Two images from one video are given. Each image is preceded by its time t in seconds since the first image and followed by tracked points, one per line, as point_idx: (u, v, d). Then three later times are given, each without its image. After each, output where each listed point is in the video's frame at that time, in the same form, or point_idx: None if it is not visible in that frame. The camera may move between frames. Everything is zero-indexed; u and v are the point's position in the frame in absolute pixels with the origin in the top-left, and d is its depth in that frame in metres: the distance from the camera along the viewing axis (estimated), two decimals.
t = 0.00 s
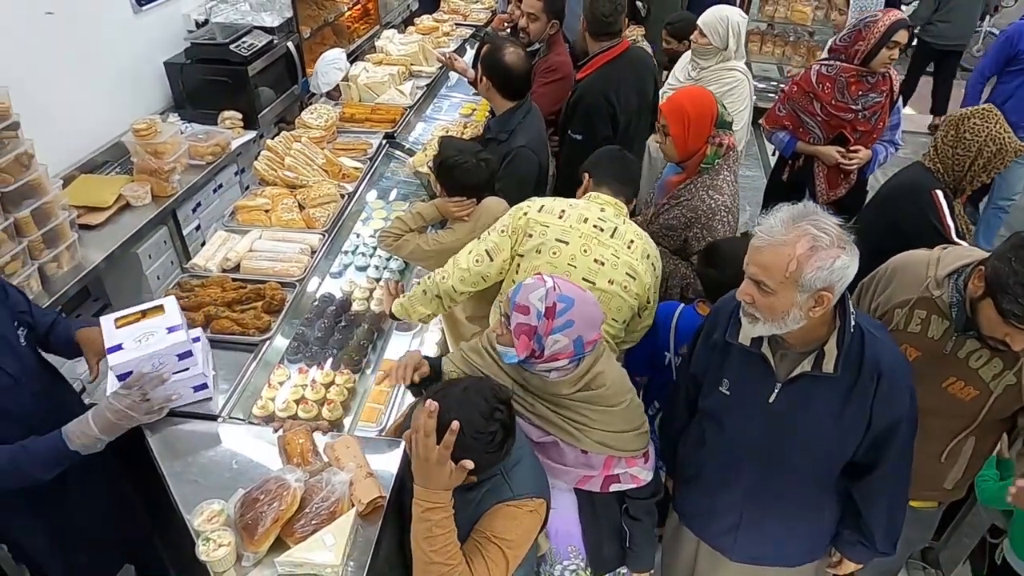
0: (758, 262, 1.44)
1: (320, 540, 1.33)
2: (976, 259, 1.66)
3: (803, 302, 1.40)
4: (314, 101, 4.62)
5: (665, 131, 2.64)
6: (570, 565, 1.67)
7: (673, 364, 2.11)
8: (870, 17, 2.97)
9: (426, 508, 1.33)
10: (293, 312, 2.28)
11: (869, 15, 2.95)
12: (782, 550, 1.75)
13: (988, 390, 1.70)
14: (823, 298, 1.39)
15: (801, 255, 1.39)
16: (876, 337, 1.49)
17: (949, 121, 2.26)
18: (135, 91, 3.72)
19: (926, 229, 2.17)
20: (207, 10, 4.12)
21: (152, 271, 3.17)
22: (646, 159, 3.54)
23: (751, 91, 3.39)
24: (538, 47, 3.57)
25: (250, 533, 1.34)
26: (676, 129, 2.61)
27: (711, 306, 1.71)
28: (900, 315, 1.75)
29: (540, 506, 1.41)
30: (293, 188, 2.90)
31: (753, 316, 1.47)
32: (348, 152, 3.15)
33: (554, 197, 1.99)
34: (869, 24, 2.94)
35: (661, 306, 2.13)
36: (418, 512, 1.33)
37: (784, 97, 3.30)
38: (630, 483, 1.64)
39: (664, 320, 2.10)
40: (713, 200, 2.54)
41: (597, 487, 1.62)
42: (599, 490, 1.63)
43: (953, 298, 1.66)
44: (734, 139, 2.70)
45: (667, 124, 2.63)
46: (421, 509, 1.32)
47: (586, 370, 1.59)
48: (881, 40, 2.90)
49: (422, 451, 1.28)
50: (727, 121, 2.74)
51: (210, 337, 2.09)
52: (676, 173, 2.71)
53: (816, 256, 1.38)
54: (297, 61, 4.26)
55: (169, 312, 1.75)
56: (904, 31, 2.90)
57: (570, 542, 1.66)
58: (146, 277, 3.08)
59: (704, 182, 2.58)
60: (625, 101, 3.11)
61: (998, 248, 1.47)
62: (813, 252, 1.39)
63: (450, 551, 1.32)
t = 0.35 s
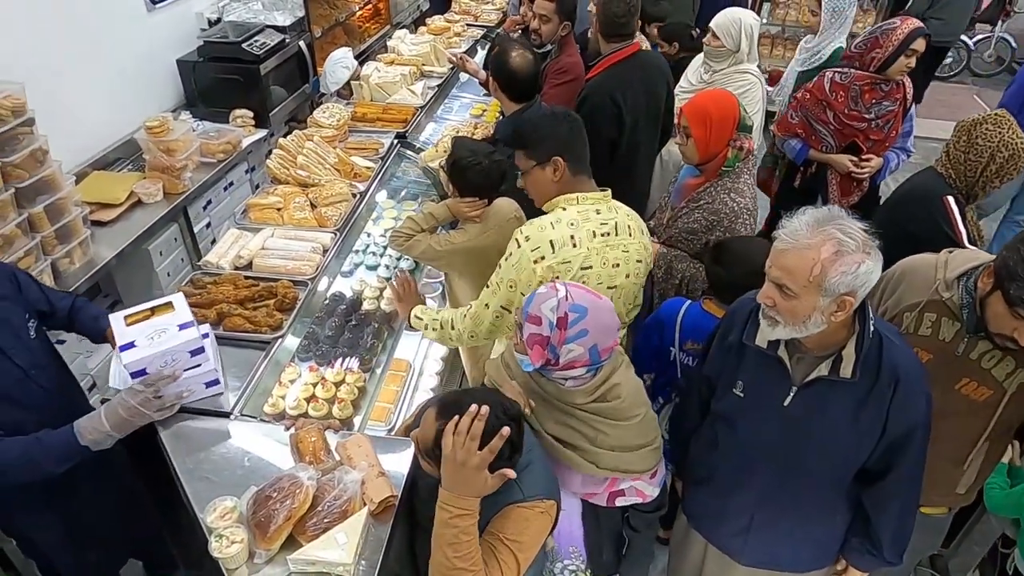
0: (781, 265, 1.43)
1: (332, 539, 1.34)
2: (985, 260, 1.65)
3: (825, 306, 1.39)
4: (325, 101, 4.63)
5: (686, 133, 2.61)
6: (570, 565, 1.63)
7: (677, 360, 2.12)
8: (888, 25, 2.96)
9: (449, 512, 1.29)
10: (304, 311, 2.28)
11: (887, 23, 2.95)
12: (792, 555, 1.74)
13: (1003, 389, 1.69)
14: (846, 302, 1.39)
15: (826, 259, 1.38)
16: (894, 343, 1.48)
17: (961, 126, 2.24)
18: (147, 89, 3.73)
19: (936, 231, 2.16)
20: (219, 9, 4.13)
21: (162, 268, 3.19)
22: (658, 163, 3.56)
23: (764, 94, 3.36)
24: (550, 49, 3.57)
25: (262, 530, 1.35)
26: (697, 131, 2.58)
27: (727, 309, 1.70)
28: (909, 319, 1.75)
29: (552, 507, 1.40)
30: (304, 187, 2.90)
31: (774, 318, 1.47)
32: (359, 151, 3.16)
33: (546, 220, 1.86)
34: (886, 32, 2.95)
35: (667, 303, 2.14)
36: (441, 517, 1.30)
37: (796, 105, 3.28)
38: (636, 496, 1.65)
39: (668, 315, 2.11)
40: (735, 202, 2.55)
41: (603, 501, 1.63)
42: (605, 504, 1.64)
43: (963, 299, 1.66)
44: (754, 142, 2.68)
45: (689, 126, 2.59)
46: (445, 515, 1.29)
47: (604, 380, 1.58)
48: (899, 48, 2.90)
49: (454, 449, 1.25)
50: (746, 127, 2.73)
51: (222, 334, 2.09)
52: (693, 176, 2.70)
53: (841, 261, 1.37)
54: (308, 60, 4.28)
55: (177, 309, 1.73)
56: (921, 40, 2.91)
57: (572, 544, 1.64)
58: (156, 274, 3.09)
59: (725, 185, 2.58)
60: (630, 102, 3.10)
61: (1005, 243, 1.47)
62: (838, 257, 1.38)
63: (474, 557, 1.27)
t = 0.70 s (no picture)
0: (797, 266, 1.43)
1: (343, 537, 1.34)
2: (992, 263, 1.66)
3: (839, 309, 1.40)
4: (335, 100, 4.65)
5: (702, 133, 2.59)
6: (586, 567, 1.63)
7: (683, 356, 2.13)
8: (930, 35, 2.77)
9: (471, 515, 1.27)
10: (315, 310, 2.29)
11: (931, 33, 2.76)
12: (799, 559, 1.74)
13: (1011, 389, 1.69)
14: (861, 306, 1.39)
15: (843, 261, 1.39)
16: (907, 348, 1.48)
17: (976, 131, 2.23)
18: (159, 87, 3.75)
19: (938, 235, 2.16)
20: (231, 8, 4.15)
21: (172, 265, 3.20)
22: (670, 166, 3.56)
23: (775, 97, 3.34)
24: (562, 50, 3.58)
25: (273, 528, 1.35)
26: (714, 132, 2.57)
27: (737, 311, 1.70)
28: (916, 321, 1.74)
29: (561, 507, 1.40)
30: (315, 186, 2.91)
31: (786, 318, 1.47)
32: (370, 151, 3.17)
33: (587, 232, 1.92)
34: (929, 43, 2.75)
35: (672, 302, 2.17)
36: (464, 519, 1.28)
37: (827, 111, 3.13)
38: (652, 495, 1.64)
39: (674, 314, 2.13)
40: (745, 205, 2.54)
41: (620, 501, 1.62)
42: (622, 504, 1.62)
43: (970, 301, 1.66)
44: (764, 146, 2.69)
45: (705, 126, 2.58)
46: (468, 518, 1.27)
47: (617, 381, 1.58)
48: (941, 60, 2.71)
49: (486, 451, 1.24)
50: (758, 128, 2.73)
51: (233, 332, 2.10)
52: (703, 177, 2.70)
53: (859, 264, 1.38)
54: (318, 60, 4.28)
55: (186, 302, 1.75)
56: (966, 53, 2.72)
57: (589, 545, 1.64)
58: (166, 271, 3.11)
59: (735, 188, 2.57)
60: (649, 104, 3.09)
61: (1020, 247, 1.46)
62: (856, 260, 1.38)
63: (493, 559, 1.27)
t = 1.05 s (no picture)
0: (813, 271, 1.43)
1: (355, 536, 1.34)
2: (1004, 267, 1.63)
3: (854, 316, 1.39)
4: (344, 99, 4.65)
5: (710, 133, 2.56)
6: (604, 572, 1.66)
7: (689, 355, 2.19)
8: (982, 48, 2.61)
9: (468, 520, 1.27)
10: (326, 309, 2.29)
11: (982, 45, 2.60)
12: (808, 565, 1.73)
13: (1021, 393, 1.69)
14: (875, 313, 1.38)
15: (859, 268, 1.39)
16: (921, 355, 1.47)
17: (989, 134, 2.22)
18: (171, 84, 3.77)
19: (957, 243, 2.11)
20: (243, 7, 4.16)
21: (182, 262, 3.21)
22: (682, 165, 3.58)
23: (786, 99, 3.33)
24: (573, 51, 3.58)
25: (285, 526, 1.36)
26: (722, 132, 2.54)
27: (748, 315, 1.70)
28: (927, 325, 1.73)
29: (570, 510, 1.39)
30: (326, 185, 2.92)
31: (800, 323, 1.46)
32: (381, 150, 3.17)
33: (646, 227, 1.93)
34: (980, 54, 2.58)
35: (679, 302, 2.21)
36: (462, 526, 1.27)
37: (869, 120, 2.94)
38: (683, 497, 1.62)
39: (682, 312, 2.19)
40: (748, 206, 2.53)
41: (653, 503, 1.59)
42: (655, 505, 1.60)
43: (982, 305, 1.65)
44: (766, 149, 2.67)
45: (712, 126, 2.55)
46: (465, 523, 1.26)
47: (656, 378, 1.59)
48: (991, 73, 2.53)
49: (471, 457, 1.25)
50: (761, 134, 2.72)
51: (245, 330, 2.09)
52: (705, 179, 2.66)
53: (874, 271, 1.38)
54: (329, 58, 4.29)
55: (204, 299, 1.75)
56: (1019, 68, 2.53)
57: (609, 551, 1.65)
58: (176, 268, 3.12)
59: (739, 189, 2.55)
60: (667, 104, 3.11)
61: None
62: (872, 266, 1.38)
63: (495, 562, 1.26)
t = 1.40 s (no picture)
0: (821, 283, 1.42)
1: (365, 535, 1.34)
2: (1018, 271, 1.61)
3: (867, 326, 1.38)
4: (351, 97, 4.66)
5: (705, 132, 2.51)
6: None
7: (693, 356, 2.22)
8: (1013, 56, 2.58)
9: (492, 518, 1.26)
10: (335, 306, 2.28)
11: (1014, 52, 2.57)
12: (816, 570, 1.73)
13: None
14: (888, 323, 1.38)
15: (869, 279, 1.37)
16: (934, 362, 1.46)
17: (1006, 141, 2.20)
18: (179, 80, 3.77)
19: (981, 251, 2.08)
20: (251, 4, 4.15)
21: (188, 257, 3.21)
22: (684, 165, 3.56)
23: (796, 100, 3.30)
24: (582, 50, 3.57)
25: (294, 525, 1.36)
26: (717, 131, 2.49)
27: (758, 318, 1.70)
28: (938, 329, 1.71)
29: (579, 510, 1.39)
30: (335, 182, 2.91)
31: (813, 334, 1.45)
32: (389, 148, 3.17)
33: (685, 225, 1.96)
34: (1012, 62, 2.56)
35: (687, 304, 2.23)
36: (484, 524, 1.26)
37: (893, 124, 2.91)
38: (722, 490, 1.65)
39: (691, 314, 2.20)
40: (744, 203, 2.51)
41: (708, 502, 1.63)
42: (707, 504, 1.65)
43: (993, 309, 1.63)
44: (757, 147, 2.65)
45: (707, 125, 2.49)
46: (489, 521, 1.26)
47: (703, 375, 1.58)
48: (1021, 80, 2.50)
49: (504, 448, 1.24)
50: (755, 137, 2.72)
51: (254, 326, 2.08)
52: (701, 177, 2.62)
53: (884, 281, 1.36)
54: (337, 56, 4.29)
55: (218, 295, 1.77)
56: None
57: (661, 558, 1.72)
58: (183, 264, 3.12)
59: (731, 187, 2.54)
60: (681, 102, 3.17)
61: None
62: (881, 277, 1.37)
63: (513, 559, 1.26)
